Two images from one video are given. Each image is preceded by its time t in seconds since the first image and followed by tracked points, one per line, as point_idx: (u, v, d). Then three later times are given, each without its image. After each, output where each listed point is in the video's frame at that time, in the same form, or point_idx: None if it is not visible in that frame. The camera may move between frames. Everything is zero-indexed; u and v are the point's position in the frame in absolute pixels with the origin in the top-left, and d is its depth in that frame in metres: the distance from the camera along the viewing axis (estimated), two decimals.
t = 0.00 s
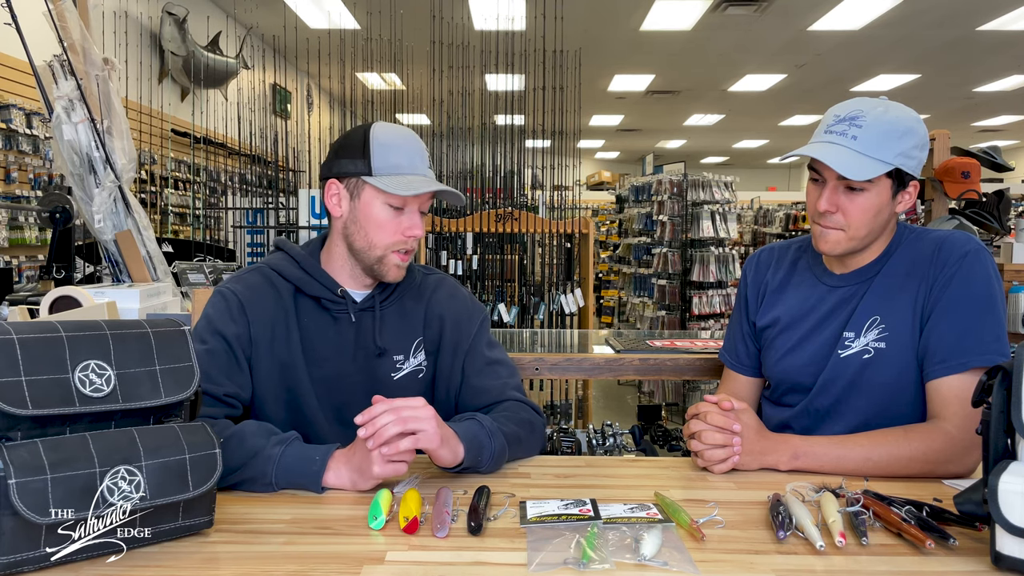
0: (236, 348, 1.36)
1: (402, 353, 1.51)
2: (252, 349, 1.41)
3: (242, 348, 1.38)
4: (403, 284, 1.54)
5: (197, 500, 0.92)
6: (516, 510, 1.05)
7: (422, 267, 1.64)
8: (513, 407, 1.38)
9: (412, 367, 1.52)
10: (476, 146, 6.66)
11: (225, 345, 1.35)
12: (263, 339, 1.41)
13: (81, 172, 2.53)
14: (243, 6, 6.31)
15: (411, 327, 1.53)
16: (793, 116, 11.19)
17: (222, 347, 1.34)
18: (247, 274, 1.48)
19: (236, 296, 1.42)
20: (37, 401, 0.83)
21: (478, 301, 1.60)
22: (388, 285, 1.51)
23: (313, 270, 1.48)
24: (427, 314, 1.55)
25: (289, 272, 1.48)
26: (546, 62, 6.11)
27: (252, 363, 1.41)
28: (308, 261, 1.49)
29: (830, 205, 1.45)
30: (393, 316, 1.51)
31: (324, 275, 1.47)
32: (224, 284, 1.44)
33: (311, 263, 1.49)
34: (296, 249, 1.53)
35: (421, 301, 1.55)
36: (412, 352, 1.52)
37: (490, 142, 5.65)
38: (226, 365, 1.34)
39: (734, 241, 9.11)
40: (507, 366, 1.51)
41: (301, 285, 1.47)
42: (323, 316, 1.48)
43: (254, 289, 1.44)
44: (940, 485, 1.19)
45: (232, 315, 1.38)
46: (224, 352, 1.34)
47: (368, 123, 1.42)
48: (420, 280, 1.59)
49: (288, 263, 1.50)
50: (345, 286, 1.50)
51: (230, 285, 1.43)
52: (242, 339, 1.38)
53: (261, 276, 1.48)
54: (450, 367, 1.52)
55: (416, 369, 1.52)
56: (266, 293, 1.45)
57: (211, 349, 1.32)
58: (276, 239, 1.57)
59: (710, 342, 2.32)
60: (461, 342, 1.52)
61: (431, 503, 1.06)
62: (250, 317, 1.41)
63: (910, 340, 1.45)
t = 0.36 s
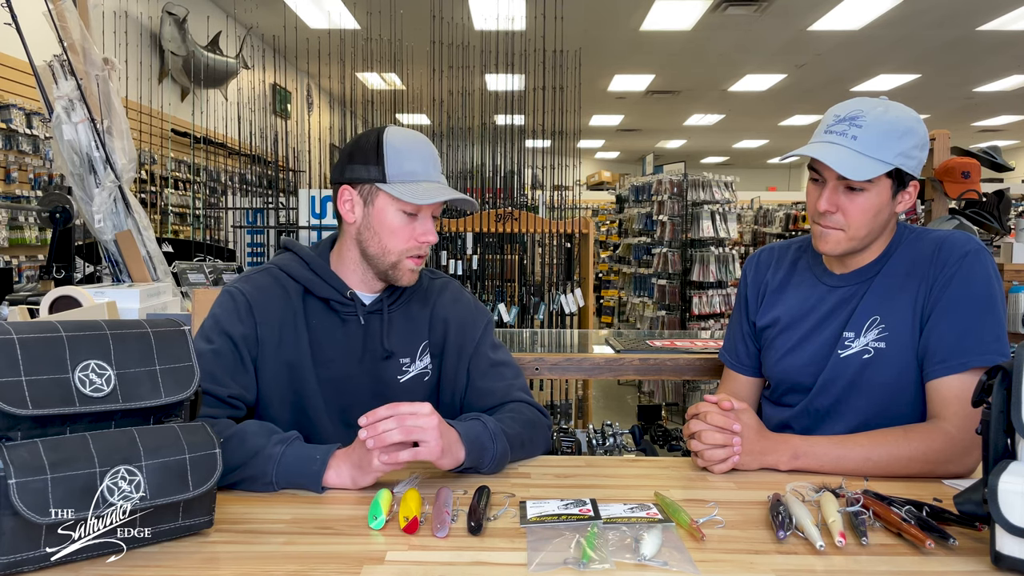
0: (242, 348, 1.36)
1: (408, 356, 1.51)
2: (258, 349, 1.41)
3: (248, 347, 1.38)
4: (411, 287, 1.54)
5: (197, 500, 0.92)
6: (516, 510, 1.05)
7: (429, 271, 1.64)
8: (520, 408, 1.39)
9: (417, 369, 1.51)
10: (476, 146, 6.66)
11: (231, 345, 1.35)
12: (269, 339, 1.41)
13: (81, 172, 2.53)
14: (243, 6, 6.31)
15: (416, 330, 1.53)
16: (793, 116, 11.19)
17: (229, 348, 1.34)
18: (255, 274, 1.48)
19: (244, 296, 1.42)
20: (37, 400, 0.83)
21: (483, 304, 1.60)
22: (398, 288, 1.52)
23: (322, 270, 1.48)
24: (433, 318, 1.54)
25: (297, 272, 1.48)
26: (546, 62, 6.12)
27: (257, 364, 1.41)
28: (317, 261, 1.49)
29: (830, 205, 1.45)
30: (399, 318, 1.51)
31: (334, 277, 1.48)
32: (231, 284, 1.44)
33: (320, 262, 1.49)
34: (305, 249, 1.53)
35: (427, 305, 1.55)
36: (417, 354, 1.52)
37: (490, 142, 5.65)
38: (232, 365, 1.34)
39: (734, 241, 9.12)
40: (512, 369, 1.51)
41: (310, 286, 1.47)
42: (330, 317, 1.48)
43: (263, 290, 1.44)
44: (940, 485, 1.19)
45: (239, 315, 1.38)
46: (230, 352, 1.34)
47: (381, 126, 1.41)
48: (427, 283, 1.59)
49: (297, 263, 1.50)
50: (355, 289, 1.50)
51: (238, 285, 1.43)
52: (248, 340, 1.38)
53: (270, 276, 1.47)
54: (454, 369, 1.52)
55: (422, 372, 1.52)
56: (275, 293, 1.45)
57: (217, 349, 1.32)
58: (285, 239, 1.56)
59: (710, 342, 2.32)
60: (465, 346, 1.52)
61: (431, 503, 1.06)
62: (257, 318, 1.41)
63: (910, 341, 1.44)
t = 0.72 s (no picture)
0: (238, 348, 1.36)
1: (402, 355, 1.50)
2: (254, 350, 1.41)
3: (244, 348, 1.38)
4: (404, 286, 1.54)
5: (196, 500, 0.92)
6: (516, 510, 1.05)
7: (422, 270, 1.64)
8: (516, 408, 1.38)
9: (412, 368, 1.51)
10: (476, 146, 6.66)
11: (226, 347, 1.35)
12: (264, 340, 1.41)
13: (81, 172, 2.53)
14: (243, 6, 6.31)
15: (411, 329, 1.53)
16: (793, 116, 11.19)
17: (225, 348, 1.34)
18: (249, 276, 1.48)
19: (238, 298, 1.42)
20: (37, 401, 0.83)
21: (478, 303, 1.59)
22: (388, 285, 1.52)
23: (312, 270, 1.47)
24: (427, 317, 1.54)
25: (289, 274, 1.48)
26: (546, 62, 6.12)
27: (254, 365, 1.41)
28: (308, 262, 1.49)
29: (830, 205, 1.45)
30: (393, 318, 1.51)
31: (324, 277, 1.47)
32: (225, 286, 1.44)
33: (310, 263, 1.49)
34: (296, 250, 1.53)
35: (421, 304, 1.55)
36: (412, 353, 1.52)
37: (490, 142, 5.65)
38: (228, 366, 1.34)
39: (734, 241, 9.12)
40: (508, 368, 1.51)
41: (302, 286, 1.46)
42: (324, 317, 1.48)
43: (256, 291, 1.44)
44: (940, 485, 1.19)
45: (235, 316, 1.38)
46: (226, 353, 1.34)
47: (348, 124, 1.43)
48: (421, 282, 1.59)
49: (289, 264, 1.50)
50: (346, 288, 1.50)
51: (232, 287, 1.43)
52: (244, 340, 1.38)
53: (262, 278, 1.47)
54: (450, 368, 1.52)
55: (416, 370, 1.52)
56: (268, 294, 1.45)
57: (213, 350, 1.32)
58: (276, 241, 1.56)
59: (710, 342, 2.32)
60: (461, 345, 1.52)
61: (431, 503, 1.06)
62: (252, 319, 1.41)
63: (910, 341, 1.45)
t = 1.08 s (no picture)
0: (229, 349, 1.36)
1: (389, 351, 1.51)
2: (245, 350, 1.41)
3: (235, 349, 1.38)
4: (388, 282, 1.55)
5: (197, 501, 0.92)
6: (517, 510, 1.05)
7: (407, 266, 1.64)
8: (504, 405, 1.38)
9: (400, 364, 1.52)
10: (476, 147, 6.66)
11: (218, 348, 1.34)
12: (254, 340, 1.41)
13: (81, 172, 2.53)
14: (243, 6, 6.31)
15: (398, 326, 1.53)
16: (793, 116, 11.19)
17: (216, 349, 1.34)
18: (234, 277, 1.48)
19: (226, 300, 1.42)
20: (37, 401, 0.83)
21: (465, 299, 1.59)
22: (371, 283, 1.52)
23: (295, 269, 1.48)
24: (414, 312, 1.55)
25: (272, 274, 1.48)
26: (546, 62, 6.11)
27: (247, 366, 1.41)
28: (291, 262, 1.49)
29: (830, 205, 1.45)
30: (380, 316, 1.52)
31: (303, 273, 1.47)
32: (213, 288, 1.43)
33: (294, 263, 1.49)
34: (279, 251, 1.53)
35: (406, 300, 1.55)
36: (399, 349, 1.52)
37: (490, 142, 5.65)
38: (220, 367, 1.34)
39: (734, 241, 9.12)
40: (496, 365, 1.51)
41: (287, 286, 1.46)
42: (310, 317, 1.48)
43: (242, 292, 1.44)
44: (940, 485, 1.19)
45: (223, 318, 1.38)
46: (218, 354, 1.34)
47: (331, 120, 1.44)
48: (406, 278, 1.59)
49: (272, 265, 1.50)
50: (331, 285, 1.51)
51: (219, 289, 1.43)
52: (234, 341, 1.38)
53: (247, 279, 1.47)
54: (438, 364, 1.52)
55: (403, 366, 1.52)
56: (254, 295, 1.45)
57: (205, 351, 1.32)
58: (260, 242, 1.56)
59: (710, 342, 2.32)
60: (449, 341, 1.52)
61: (431, 503, 1.06)
62: (241, 320, 1.40)
63: (910, 341, 1.44)
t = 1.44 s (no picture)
0: (234, 349, 1.36)
1: (395, 353, 1.51)
2: (250, 350, 1.40)
3: (240, 349, 1.38)
4: (396, 285, 1.55)
5: (197, 500, 0.92)
6: (516, 510, 1.05)
7: (414, 269, 1.65)
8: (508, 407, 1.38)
9: (406, 367, 1.52)
10: (476, 147, 6.66)
11: (222, 347, 1.34)
12: (260, 341, 1.41)
13: (81, 172, 2.53)
14: (243, 6, 6.31)
15: (403, 328, 1.53)
16: (793, 116, 11.19)
17: (221, 350, 1.34)
18: (242, 276, 1.48)
19: (233, 299, 1.41)
20: (37, 400, 0.83)
21: (471, 303, 1.61)
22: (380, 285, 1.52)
23: (304, 270, 1.48)
24: (420, 315, 1.55)
25: (280, 273, 1.48)
26: (546, 62, 6.11)
27: (251, 366, 1.41)
28: (300, 262, 1.49)
29: (830, 205, 1.45)
30: (387, 317, 1.52)
31: (313, 274, 1.47)
32: (220, 287, 1.43)
33: (303, 262, 1.49)
34: (288, 250, 1.53)
35: (413, 302, 1.56)
36: (405, 352, 1.52)
37: (490, 142, 5.65)
38: (224, 367, 1.33)
39: (734, 241, 9.13)
40: (502, 369, 1.51)
41: (295, 286, 1.47)
42: (316, 317, 1.48)
43: (249, 292, 1.44)
44: (940, 485, 1.19)
45: (230, 318, 1.38)
46: (223, 354, 1.34)
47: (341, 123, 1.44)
48: (413, 281, 1.60)
49: (281, 264, 1.50)
50: (338, 288, 1.51)
51: (226, 288, 1.43)
52: (240, 341, 1.38)
53: (255, 278, 1.47)
54: (443, 367, 1.53)
55: (408, 369, 1.52)
56: (261, 294, 1.45)
57: (209, 351, 1.31)
58: (269, 241, 1.57)
59: (710, 342, 2.32)
60: (455, 344, 1.53)
61: (431, 503, 1.06)
62: (247, 320, 1.40)
63: (910, 340, 1.45)
